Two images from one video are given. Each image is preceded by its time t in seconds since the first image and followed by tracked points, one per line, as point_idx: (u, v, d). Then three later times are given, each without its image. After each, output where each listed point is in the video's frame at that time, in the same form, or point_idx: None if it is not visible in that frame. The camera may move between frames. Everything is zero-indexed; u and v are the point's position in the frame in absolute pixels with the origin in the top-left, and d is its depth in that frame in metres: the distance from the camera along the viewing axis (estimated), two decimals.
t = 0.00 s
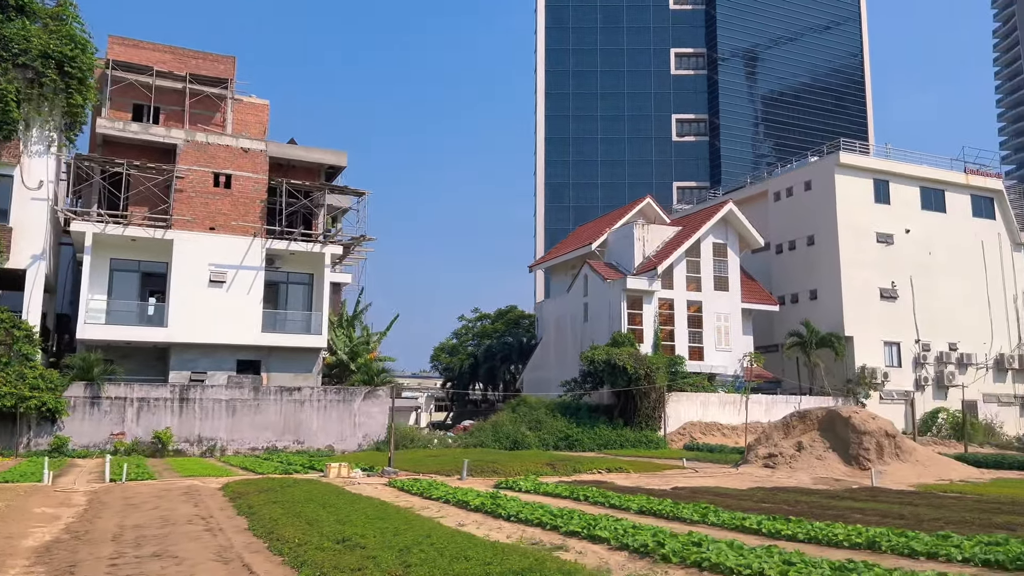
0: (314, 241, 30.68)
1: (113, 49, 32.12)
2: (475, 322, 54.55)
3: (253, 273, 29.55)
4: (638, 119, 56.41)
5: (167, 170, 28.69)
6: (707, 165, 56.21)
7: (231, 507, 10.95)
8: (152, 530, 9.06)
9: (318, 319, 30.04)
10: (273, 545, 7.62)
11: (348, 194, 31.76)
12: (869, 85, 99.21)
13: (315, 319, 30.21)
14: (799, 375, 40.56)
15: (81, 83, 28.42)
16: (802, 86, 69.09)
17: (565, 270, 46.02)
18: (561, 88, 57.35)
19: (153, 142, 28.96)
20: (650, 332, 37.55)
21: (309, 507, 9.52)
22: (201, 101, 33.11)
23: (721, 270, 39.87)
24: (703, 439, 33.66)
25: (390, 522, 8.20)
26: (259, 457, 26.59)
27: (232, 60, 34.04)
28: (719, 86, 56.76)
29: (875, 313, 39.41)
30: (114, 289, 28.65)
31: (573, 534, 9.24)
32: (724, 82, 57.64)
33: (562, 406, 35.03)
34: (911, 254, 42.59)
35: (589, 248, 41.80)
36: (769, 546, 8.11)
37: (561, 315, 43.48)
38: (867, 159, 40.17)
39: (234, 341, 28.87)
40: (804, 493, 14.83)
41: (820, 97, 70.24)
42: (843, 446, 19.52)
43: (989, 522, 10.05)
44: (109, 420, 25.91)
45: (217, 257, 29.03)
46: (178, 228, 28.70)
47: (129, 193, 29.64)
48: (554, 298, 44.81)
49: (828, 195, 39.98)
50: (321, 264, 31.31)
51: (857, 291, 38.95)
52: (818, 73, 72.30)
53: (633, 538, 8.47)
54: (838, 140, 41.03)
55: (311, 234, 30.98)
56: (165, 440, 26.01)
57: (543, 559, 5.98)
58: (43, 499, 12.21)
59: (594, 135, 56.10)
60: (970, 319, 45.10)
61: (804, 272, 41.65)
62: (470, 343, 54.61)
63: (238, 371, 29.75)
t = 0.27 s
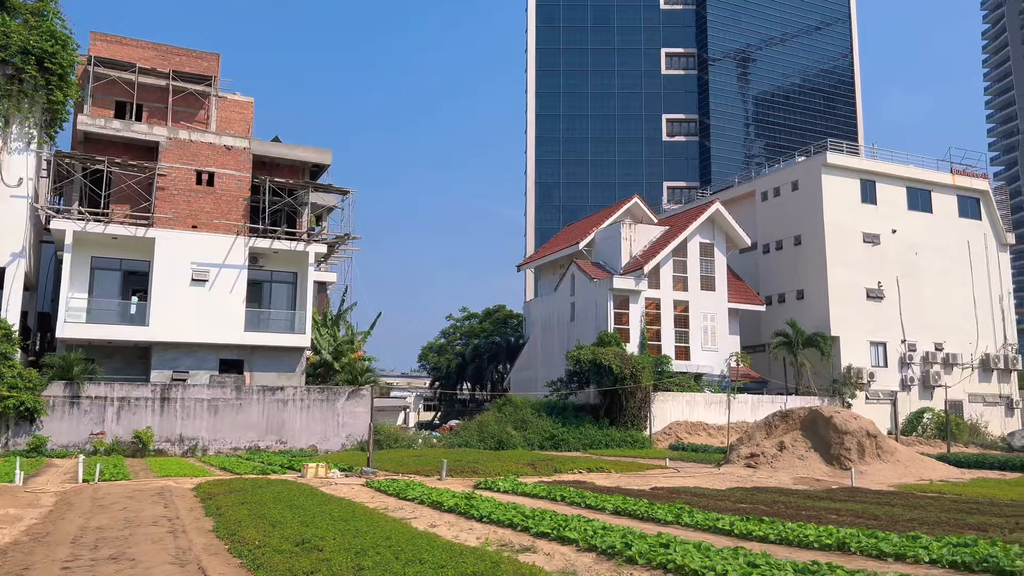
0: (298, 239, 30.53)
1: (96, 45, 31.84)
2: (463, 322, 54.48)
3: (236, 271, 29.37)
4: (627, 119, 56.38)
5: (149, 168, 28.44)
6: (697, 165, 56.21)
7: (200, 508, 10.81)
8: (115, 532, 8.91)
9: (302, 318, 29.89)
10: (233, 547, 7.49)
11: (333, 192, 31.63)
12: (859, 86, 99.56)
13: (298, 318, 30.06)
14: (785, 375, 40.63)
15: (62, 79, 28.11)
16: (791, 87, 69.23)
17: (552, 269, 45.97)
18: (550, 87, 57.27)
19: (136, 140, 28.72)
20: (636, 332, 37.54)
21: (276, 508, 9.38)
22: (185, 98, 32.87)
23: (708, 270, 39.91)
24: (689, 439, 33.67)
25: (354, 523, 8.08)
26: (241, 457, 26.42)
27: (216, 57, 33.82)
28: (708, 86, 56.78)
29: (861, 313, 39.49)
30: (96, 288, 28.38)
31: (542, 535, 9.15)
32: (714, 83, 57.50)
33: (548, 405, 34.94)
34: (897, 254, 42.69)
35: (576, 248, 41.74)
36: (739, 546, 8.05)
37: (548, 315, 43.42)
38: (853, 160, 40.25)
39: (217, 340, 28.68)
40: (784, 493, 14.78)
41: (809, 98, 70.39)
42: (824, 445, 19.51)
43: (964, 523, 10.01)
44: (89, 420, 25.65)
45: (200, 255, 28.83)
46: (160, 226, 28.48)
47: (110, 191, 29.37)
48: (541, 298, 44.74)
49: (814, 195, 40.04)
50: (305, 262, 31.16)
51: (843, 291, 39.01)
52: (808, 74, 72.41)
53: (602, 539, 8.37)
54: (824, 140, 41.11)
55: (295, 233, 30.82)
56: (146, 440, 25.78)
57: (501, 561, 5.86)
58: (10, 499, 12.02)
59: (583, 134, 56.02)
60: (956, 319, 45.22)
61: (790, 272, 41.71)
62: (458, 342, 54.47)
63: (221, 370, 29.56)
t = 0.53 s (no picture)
0: (285, 235, 30.40)
1: (81, 39, 31.59)
2: (453, 319, 54.40)
3: (222, 267, 29.20)
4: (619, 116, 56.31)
5: (133, 163, 28.23)
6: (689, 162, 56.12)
7: (171, 505, 10.70)
8: (79, 530, 8.79)
9: (289, 314, 29.76)
10: (194, 545, 7.36)
11: (320, 188, 31.50)
12: (852, 85, 99.64)
13: (285, 314, 29.93)
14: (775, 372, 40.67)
15: (45, 73, 27.82)
16: (784, 85, 69.20)
17: (542, 266, 45.90)
18: (541, 84, 57.12)
19: (120, 135, 28.52)
20: (625, 328, 37.51)
21: (245, 505, 9.28)
22: (171, 93, 32.65)
23: (697, 267, 39.91)
24: (677, 437, 33.66)
25: (320, 520, 7.98)
26: (226, 454, 26.28)
27: (203, 53, 33.62)
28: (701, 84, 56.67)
29: (850, 311, 39.53)
30: (80, 284, 28.18)
31: (514, 532, 9.07)
32: (706, 80, 57.36)
33: (537, 403, 34.86)
34: (886, 252, 42.69)
35: (565, 245, 41.67)
36: (709, 543, 7.97)
37: (538, 312, 43.35)
38: (843, 157, 40.26)
39: (202, 336, 28.53)
40: (764, 490, 14.73)
41: (802, 96, 70.38)
42: (808, 443, 19.46)
43: (940, 519, 9.95)
44: (72, 416, 25.47)
45: (185, 251, 28.65)
46: (145, 222, 28.30)
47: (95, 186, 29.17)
48: (531, 295, 44.66)
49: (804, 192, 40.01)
50: (292, 259, 31.03)
51: (832, 288, 38.99)
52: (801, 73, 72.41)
53: (572, 536, 8.28)
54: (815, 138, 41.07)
55: (281, 229, 30.69)
56: (129, 436, 25.61)
57: (458, 560, 5.75)
58: None
59: (574, 131, 55.93)
60: (945, 317, 45.29)
61: (780, 269, 41.72)
62: (448, 339, 54.34)
63: (206, 367, 29.40)
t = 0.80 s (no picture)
0: (274, 230, 30.24)
1: (69, 33, 31.34)
2: (447, 316, 54.27)
3: (210, 263, 29.01)
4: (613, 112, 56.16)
5: (120, 158, 28.04)
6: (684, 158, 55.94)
7: (145, 502, 10.56)
8: (46, 528, 8.64)
9: (278, 310, 29.60)
10: (158, 545, 7.22)
11: (309, 183, 31.35)
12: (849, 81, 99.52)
13: (274, 310, 29.78)
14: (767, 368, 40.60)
15: (32, 66, 27.53)
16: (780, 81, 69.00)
17: (535, 263, 45.78)
18: (536, 79, 56.93)
19: (107, 129, 28.32)
20: (617, 325, 37.43)
21: (216, 503, 9.14)
22: (160, 88, 32.42)
23: (689, 264, 39.81)
24: (668, 433, 33.58)
25: (288, 520, 7.84)
26: (214, 450, 26.15)
27: (192, 47, 33.39)
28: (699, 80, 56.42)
29: (843, 307, 39.43)
30: (67, 279, 27.99)
31: (488, 531, 8.96)
32: (703, 76, 56.79)
33: (528, 399, 34.75)
34: (879, 248, 42.57)
35: (558, 241, 41.55)
36: (683, 543, 7.86)
37: (530, 308, 43.23)
38: (836, 154, 40.12)
39: (190, 332, 28.37)
40: (749, 488, 14.62)
41: (799, 92, 70.13)
42: (797, 439, 19.34)
43: (922, 518, 9.83)
44: (58, 413, 25.31)
45: (173, 247, 28.46)
46: (132, 217, 28.10)
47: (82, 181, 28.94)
48: (523, 291, 44.54)
49: (797, 189, 39.89)
50: (281, 255, 30.87)
51: (826, 285, 38.85)
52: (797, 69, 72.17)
53: (546, 535, 8.17)
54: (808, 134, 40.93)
55: (271, 224, 30.53)
56: (116, 433, 25.45)
57: (418, 560, 5.61)
58: None
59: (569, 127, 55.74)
60: (938, 313, 45.20)
61: (773, 266, 41.61)
62: (442, 336, 54.20)
63: (194, 363, 29.24)
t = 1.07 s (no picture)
0: (266, 224, 30.12)
1: (59, 25, 31.11)
2: (443, 310, 54.15)
3: (201, 256, 28.84)
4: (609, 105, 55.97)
5: (110, 151, 27.85)
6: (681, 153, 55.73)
7: (121, 496, 10.44)
8: (16, 522, 8.52)
9: (269, 304, 29.48)
10: (124, 540, 7.09)
11: (301, 175, 31.21)
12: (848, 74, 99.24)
13: (266, 304, 29.67)
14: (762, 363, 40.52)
15: (20, 58, 27.29)
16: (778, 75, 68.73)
17: (530, 257, 45.63)
18: (532, 73, 56.70)
19: (97, 122, 28.12)
20: (611, 319, 37.34)
21: (191, 497, 9.04)
22: (151, 80, 32.22)
23: (684, 258, 39.69)
24: (662, 428, 33.50)
25: (259, 513, 7.71)
26: (205, 444, 26.05)
27: (184, 39, 33.16)
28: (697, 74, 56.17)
29: (838, 302, 39.32)
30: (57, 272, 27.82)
31: (464, 525, 8.85)
32: (701, 71, 56.40)
33: (521, 393, 34.64)
34: (875, 243, 42.44)
35: (553, 235, 41.40)
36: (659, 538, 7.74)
37: (525, 302, 43.11)
38: (831, 147, 39.96)
39: (181, 326, 28.23)
40: (736, 482, 14.54)
41: (798, 86, 69.85)
42: (787, 433, 19.23)
43: (907, 512, 9.70)
44: (48, 406, 25.17)
45: (163, 240, 28.28)
46: (122, 210, 27.93)
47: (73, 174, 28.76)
48: (518, 285, 44.41)
49: (792, 182, 39.75)
50: (272, 248, 30.74)
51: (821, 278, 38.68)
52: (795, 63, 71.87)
53: (521, 529, 8.07)
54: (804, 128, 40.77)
55: (263, 217, 30.41)
56: (106, 427, 25.31)
57: (379, 556, 5.48)
58: None
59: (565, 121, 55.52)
60: (934, 308, 45.11)
61: (768, 260, 41.49)
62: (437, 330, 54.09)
63: (185, 357, 29.11)
